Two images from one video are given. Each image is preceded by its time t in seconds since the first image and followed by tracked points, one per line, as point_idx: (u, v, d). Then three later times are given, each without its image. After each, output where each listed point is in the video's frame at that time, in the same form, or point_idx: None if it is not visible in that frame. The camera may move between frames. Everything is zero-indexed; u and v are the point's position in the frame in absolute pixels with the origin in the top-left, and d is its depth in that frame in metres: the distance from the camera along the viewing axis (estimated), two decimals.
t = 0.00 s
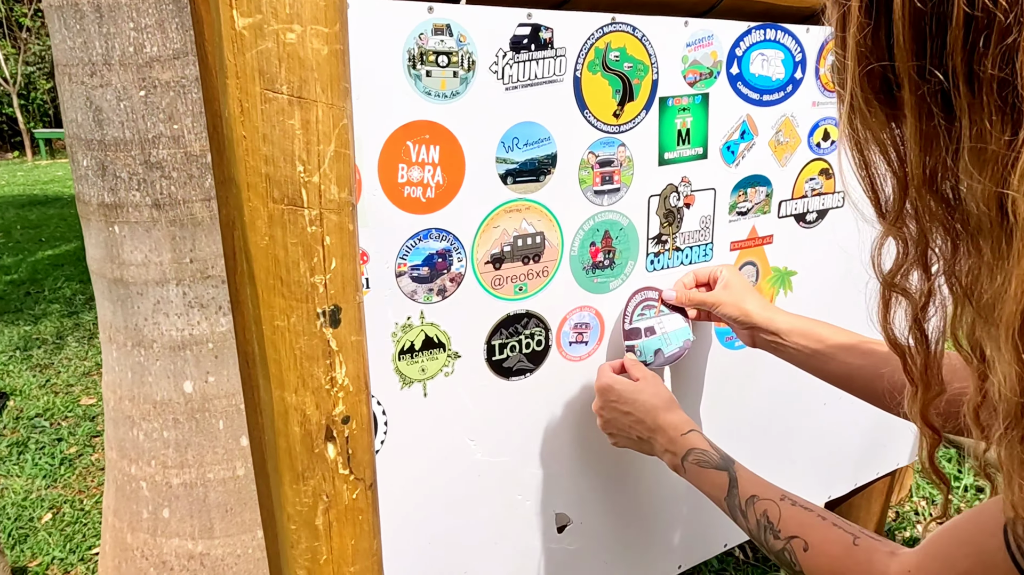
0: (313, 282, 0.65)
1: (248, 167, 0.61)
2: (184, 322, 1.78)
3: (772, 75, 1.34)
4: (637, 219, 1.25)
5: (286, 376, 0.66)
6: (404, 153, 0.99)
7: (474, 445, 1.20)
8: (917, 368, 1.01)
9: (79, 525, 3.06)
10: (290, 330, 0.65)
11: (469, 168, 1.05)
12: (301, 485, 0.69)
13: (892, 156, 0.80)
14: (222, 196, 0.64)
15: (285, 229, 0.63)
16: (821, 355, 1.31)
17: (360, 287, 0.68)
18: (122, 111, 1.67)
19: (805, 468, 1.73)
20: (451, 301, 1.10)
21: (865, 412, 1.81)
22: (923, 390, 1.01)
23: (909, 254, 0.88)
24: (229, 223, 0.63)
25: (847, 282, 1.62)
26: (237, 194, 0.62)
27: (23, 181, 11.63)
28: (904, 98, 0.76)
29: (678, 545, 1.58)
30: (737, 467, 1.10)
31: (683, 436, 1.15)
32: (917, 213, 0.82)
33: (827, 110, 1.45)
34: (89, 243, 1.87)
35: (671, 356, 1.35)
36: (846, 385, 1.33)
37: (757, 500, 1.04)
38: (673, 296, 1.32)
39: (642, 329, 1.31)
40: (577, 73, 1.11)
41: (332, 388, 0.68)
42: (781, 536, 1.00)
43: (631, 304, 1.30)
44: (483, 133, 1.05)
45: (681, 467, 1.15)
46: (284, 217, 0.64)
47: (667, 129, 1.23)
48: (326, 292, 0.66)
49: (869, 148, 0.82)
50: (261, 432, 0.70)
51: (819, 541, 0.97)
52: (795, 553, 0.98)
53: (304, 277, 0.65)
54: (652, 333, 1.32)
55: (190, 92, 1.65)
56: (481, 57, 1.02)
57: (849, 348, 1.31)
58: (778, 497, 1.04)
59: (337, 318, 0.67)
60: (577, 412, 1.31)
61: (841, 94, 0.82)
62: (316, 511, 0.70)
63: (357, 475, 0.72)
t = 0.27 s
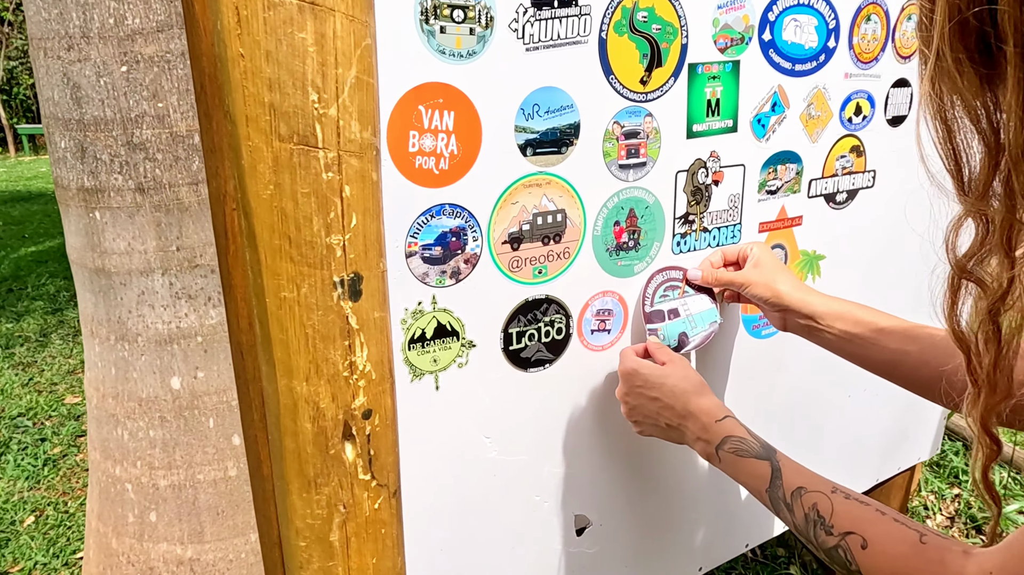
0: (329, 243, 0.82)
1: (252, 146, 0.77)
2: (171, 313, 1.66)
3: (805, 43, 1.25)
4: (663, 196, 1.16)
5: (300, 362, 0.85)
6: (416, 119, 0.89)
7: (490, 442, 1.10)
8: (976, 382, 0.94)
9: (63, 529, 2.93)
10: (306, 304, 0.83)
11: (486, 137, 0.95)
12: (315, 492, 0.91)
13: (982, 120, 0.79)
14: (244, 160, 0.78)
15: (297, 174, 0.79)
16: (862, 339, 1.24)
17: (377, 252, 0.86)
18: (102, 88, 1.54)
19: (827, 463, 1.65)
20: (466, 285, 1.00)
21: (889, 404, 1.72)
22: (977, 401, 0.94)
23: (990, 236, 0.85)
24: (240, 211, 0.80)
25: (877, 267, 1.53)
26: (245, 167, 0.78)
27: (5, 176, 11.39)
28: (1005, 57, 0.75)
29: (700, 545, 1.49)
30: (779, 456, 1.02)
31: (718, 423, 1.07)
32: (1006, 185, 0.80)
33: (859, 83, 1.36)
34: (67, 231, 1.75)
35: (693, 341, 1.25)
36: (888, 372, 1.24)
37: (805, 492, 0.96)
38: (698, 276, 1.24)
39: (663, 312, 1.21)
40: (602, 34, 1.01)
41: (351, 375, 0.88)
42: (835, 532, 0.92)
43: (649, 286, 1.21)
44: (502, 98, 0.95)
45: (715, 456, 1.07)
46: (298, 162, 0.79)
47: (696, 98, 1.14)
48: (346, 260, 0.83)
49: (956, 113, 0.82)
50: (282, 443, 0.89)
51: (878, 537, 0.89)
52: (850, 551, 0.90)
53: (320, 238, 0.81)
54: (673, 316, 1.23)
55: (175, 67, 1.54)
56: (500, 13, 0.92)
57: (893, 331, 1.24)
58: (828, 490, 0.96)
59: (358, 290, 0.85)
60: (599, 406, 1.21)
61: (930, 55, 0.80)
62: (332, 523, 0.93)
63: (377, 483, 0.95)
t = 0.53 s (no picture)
0: (375, 202, 0.56)
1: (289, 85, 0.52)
2: (166, 307, 1.56)
3: (832, 19, 1.19)
4: (688, 178, 1.11)
5: (339, 342, 0.59)
6: (436, 91, 0.84)
7: (509, 437, 1.05)
8: None
9: (52, 529, 2.85)
10: (347, 272, 0.57)
11: (508, 112, 0.89)
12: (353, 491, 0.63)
13: None
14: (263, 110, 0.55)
15: (339, 119, 0.53)
16: (896, 326, 1.23)
17: (430, 212, 0.60)
18: (92, 70, 1.43)
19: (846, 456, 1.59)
20: (486, 270, 0.95)
21: (906, 395, 1.67)
22: None
23: None
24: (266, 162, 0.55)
25: (898, 252, 1.49)
26: (276, 110, 0.53)
27: None
28: None
29: (717, 539, 1.44)
30: (820, 451, 1.01)
31: (751, 416, 1.05)
32: None
33: (885, 62, 1.31)
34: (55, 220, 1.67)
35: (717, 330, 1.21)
36: (924, 361, 1.23)
37: (851, 487, 0.95)
38: (725, 262, 1.19)
39: (687, 300, 1.17)
40: (629, 5, 0.96)
41: (396, 357, 0.61)
42: (884, 528, 0.90)
43: (671, 274, 1.16)
44: (526, 72, 0.89)
45: (749, 450, 1.05)
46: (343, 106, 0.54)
47: (723, 75, 1.08)
48: (393, 222, 0.57)
49: None
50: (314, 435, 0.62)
51: (933, 533, 0.87)
52: (902, 548, 0.88)
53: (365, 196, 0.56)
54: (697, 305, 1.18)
55: (172, 46, 1.42)
56: None
57: (930, 319, 1.22)
58: (875, 484, 0.95)
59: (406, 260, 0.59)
60: (620, 399, 1.17)
61: (1013, 11, 0.72)
62: (371, 526, 0.66)
63: (423, 479, 0.67)
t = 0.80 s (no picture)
0: (423, 156, 0.53)
1: (334, 28, 0.49)
2: (164, 302, 1.05)
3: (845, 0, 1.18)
4: (702, 161, 1.10)
5: (381, 308, 0.55)
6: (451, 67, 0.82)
7: (522, 424, 1.04)
8: None
9: (44, 527, 2.81)
10: (392, 233, 0.54)
11: (524, 90, 0.87)
12: (392, 466, 0.60)
13: None
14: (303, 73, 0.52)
15: (388, 66, 0.50)
16: (909, 310, 1.24)
17: (475, 170, 0.57)
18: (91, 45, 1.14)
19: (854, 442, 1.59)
20: (501, 253, 0.93)
21: (911, 383, 1.67)
22: None
23: None
24: (307, 114, 0.52)
25: (906, 237, 1.48)
26: (319, 55, 0.49)
27: None
28: None
29: (724, 526, 1.43)
30: (839, 433, 0.99)
31: (768, 399, 1.03)
32: None
33: (896, 46, 1.30)
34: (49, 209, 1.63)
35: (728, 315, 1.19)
36: (940, 346, 1.22)
37: (872, 468, 0.94)
38: (737, 247, 1.18)
39: (698, 284, 1.16)
40: None
41: (440, 324, 0.58)
42: (907, 509, 0.89)
43: (682, 259, 1.14)
44: (541, 50, 0.87)
45: (765, 434, 1.03)
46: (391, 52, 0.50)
47: (737, 56, 1.07)
48: (440, 179, 0.54)
49: None
50: (351, 409, 0.59)
51: (957, 513, 0.85)
52: (925, 528, 0.87)
53: (412, 149, 0.52)
54: (708, 289, 1.17)
55: (169, 31, 0.96)
56: None
57: (946, 302, 1.22)
58: (896, 465, 0.94)
59: (452, 220, 0.56)
60: (632, 385, 1.15)
61: None
62: (411, 503, 0.62)
63: (462, 454, 0.65)
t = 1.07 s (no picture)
0: (435, 128, 0.52)
1: None
2: (157, 296, 1.03)
3: None
4: (700, 150, 1.09)
5: (391, 285, 0.54)
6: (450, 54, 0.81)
7: (521, 415, 1.03)
8: None
9: (34, 526, 2.78)
10: (402, 208, 0.53)
11: (523, 77, 0.87)
12: (401, 448, 0.60)
13: None
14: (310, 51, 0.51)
15: (399, 33, 0.49)
16: (904, 300, 1.23)
17: (486, 144, 0.56)
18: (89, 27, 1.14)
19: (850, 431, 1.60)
20: (500, 242, 0.92)
21: (906, 374, 1.67)
22: None
23: None
24: (315, 84, 0.51)
25: (901, 228, 1.49)
26: (328, 23, 0.48)
27: None
28: None
29: (721, 516, 1.43)
30: (837, 422, 0.99)
31: (767, 389, 1.03)
32: None
33: (893, 36, 1.30)
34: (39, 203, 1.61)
35: (727, 305, 1.18)
36: (937, 336, 1.22)
37: (871, 456, 0.93)
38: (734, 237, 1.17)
39: (696, 275, 1.15)
40: None
41: (451, 302, 0.57)
42: (906, 496, 0.89)
43: (681, 249, 1.14)
44: (541, 37, 0.87)
45: (765, 424, 1.03)
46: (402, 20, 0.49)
47: (735, 44, 1.06)
48: (451, 152, 0.53)
49: None
50: (360, 389, 0.58)
51: (957, 500, 0.85)
52: (924, 516, 0.87)
53: (423, 120, 0.51)
54: (706, 280, 1.16)
55: (161, 21, 0.94)
56: None
57: (941, 292, 1.22)
58: (895, 453, 0.93)
59: (463, 195, 0.55)
60: (631, 377, 1.15)
61: None
62: (419, 487, 0.62)
63: (472, 437, 0.64)
